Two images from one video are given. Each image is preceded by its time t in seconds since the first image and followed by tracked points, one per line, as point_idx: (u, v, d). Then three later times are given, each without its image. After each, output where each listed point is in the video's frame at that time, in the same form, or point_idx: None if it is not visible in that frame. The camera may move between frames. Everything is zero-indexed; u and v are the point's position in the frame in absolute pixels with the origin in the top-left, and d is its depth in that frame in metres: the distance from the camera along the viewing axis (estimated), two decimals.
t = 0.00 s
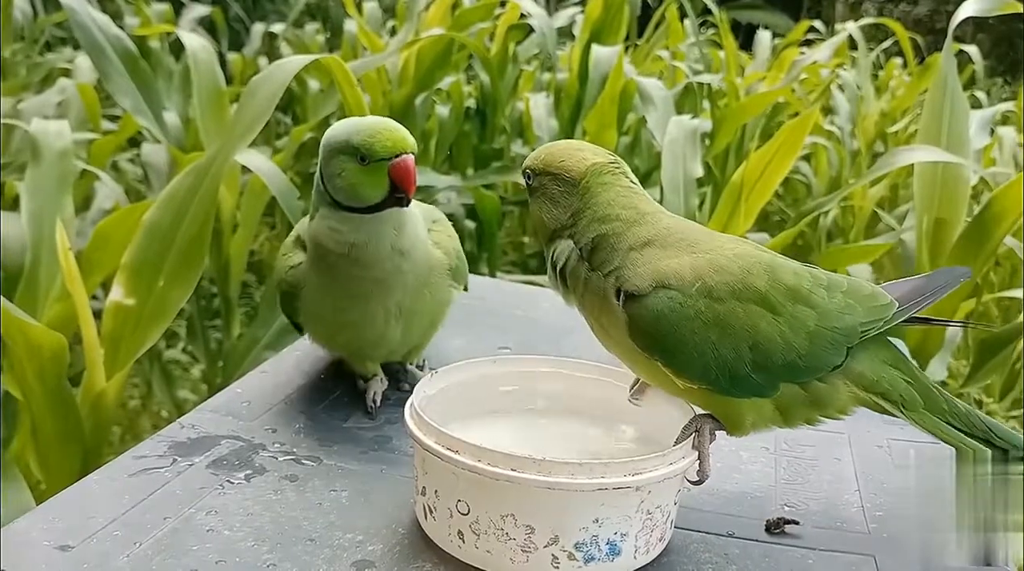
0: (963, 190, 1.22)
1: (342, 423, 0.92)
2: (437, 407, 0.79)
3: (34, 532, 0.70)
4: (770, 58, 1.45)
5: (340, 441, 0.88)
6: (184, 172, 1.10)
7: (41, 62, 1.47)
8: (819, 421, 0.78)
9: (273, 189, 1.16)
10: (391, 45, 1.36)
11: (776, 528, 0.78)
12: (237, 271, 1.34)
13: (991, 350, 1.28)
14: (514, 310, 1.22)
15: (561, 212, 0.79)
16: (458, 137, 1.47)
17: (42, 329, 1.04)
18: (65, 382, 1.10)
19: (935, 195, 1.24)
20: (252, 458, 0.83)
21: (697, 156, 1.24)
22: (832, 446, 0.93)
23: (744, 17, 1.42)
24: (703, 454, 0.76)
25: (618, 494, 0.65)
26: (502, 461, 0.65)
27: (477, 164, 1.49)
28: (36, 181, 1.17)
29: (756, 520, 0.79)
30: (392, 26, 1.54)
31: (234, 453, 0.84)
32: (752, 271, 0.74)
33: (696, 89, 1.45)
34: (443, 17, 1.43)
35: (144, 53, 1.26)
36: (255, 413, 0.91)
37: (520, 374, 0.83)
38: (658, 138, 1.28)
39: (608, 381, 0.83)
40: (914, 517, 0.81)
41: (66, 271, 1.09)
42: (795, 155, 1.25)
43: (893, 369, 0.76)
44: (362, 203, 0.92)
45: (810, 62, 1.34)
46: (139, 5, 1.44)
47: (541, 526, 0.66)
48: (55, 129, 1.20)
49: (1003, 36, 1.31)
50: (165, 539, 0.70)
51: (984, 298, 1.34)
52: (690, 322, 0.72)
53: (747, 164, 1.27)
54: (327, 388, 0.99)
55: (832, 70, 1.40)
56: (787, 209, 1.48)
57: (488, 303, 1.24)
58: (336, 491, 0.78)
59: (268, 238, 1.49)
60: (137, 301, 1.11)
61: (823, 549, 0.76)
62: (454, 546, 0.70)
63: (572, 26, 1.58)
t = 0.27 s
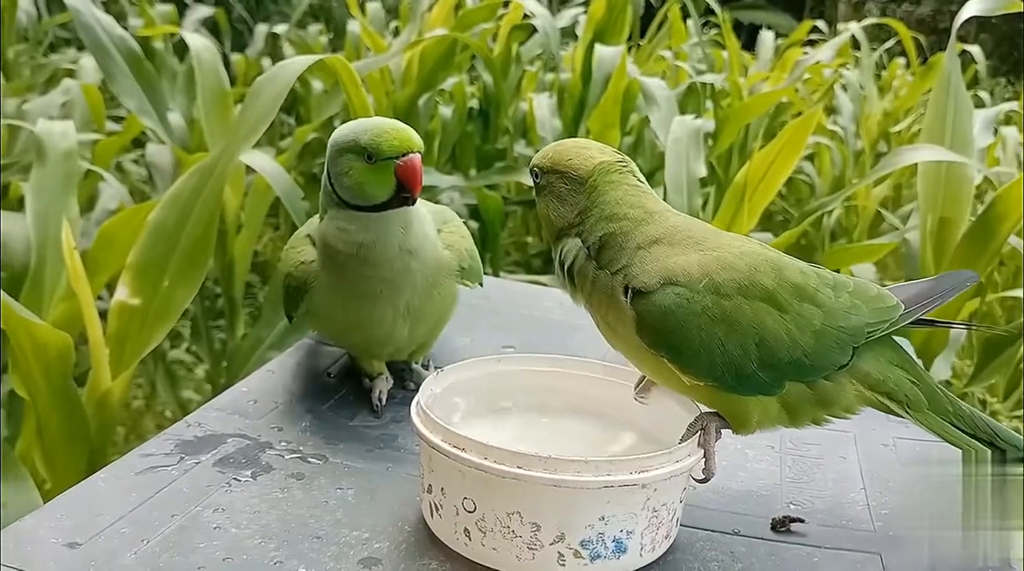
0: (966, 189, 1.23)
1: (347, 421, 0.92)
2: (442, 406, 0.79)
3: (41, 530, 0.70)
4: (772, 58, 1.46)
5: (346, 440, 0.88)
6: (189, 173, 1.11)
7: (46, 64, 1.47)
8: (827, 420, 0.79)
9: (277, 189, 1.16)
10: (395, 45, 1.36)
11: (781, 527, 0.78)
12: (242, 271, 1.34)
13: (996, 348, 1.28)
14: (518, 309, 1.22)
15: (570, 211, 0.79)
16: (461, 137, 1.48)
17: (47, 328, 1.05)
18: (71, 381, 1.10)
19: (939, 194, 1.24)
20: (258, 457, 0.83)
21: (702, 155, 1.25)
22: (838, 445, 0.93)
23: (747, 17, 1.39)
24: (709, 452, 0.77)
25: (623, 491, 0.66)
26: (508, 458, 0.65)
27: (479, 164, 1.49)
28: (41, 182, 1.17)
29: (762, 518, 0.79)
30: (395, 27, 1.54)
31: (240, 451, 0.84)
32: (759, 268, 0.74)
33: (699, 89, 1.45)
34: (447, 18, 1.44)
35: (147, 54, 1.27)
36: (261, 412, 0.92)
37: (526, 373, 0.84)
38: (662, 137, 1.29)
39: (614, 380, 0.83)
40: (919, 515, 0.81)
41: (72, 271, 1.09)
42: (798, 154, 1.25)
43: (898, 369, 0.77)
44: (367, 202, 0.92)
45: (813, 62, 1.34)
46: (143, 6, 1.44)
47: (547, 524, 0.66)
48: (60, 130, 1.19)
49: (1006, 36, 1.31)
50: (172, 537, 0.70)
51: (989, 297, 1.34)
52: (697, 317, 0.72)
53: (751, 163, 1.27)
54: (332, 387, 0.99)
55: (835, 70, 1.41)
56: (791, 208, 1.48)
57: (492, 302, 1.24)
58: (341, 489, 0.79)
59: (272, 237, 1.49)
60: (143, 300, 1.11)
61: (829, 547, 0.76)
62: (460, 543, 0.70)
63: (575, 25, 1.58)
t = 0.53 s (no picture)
0: (970, 188, 1.22)
1: (351, 420, 0.92)
2: (445, 404, 0.79)
3: (44, 528, 0.70)
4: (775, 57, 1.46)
5: (348, 438, 0.88)
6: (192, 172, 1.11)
7: (50, 64, 1.47)
8: (830, 419, 0.79)
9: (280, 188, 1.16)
10: (398, 45, 1.36)
11: (784, 525, 0.78)
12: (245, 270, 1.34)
13: (999, 348, 1.28)
14: (521, 309, 1.22)
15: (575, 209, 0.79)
16: (464, 137, 1.48)
17: (50, 327, 1.05)
18: (74, 381, 1.10)
19: (942, 193, 1.24)
20: (261, 455, 0.83)
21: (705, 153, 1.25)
22: (841, 443, 0.93)
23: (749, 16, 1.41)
24: (712, 450, 0.76)
25: (627, 489, 0.66)
26: (511, 456, 0.65)
27: (482, 164, 1.50)
28: (44, 182, 1.17)
29: (765, 517, 0.79)
30: (398, 27, 1.54)
31: (243, 449, 0.84)
32: (763, 267, 0.74)
33: (702, 88, 1.44)
34: (449, 16, 1.44)
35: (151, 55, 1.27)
36: (264, 411, 0.92)
37: (529, 371, 0.84)
38: (665, 137, 1.29)
39: (617, 378, 0.83)
40: (923, 514, 0.81)
41: (75, 270, 1.09)
42: (801, 154, 1.25)
43: (902, 369, 0.77)
44: (373, 201, 0.92)
45: (815, 62, 1.34)
46: (147, 7, 1.44)
47: (550, 522, 0.66)
48: (64, 130, 1.19)
49: (1010, 35, 1.31)
50: (175, 535, 0.70)
51: (992, 296, 1.34)
52: (700, 316, 0.72)
53: (754, 162, 1.27)
54: (335, 385, 0.99)
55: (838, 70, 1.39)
56: (794, 208, 1.48)
57: (495, 301, 1.24)
58: (345, 487, 0.79)
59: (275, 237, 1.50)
60: (146, 299, 1.12)
61: (832, 546, 0.76)
62: (463, 542, 0.70)
63: (578, 25, 1.58)
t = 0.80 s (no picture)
0: (971, 189, 1.22)
1: (350, 423, 0.92)
2: (445, 407, 0.79)
3: (43, 532, 0.70)
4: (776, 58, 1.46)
5: (347, 442, 0.88)
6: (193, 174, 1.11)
7: (51, 65, 1.47)
8: (831, 424, 0.79)
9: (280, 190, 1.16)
10: (398, 46, 1.36)
11: (785, 528, 0.78)
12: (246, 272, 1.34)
13: (1001, 349, 1.28)
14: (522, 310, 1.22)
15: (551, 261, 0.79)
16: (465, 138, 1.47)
17: (51, 329, 1.05)
18: (75, 383, 1.10)
19: (943, 193, 1.24)
20: (260, 458, 0.83)
21: (705, 154, 1.25)
22: (842, 446, 0.93)
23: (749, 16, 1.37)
24: (712, 452, 0.76)
25: (626, 493, 0.65)
26: (510, 460, 0.65)
27: (483, 165, 1.50)
28: (45, 184, 1.17)
29: (765, 520, 0.79)
30: (399, 27, 1.54)
31: (243, 452, 0.84)
32: (766, 265, 0.75)
33: (703, 89, 1.46)
34: (450, 17, 1.44)
35: (151, 56, 1.27)
36: (264, 413, 0.92)
37: (529, 374, 0.84)
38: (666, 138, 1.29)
39: (617, 381, 0.83)
40: (923, 517, 0.81)
41: (76, 272, 1.10)
42: (802, 155, 1.25)
43: (903, 377, 0.77)
44: (373, 203, 0.92)
45: (817, 62, 1.33)
46: (148, 8, 1.44)
47: (549, 526, 0.66)
48: (65, 131, 1.19)
49: (1011, 35, 1.30)
50: (174, 539, 0.70)
51: (994, 296, 1.34)
52: (702, 312, 0.73)
53: (755, 163, 1.26)
54: (335, 387, 0.99)
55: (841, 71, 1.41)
56: (795, 208, 1.47)
57: (495, 302, 1.24)
58: (344, 490, 0.79)
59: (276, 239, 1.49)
60: (146, 301, 1.12)
61: (833, 549, 0.76)
62: (463, 545, 0.70)
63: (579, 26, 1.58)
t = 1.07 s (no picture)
0: (971, 189, 1.21)
1: (347, 421, 0.92)
2: (440, 405, 0.79)
3: (37, 530, 0.70)
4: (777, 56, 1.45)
5: (343, 440, 0.87)
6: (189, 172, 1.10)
7: (50, 64, 1.47)
8: (833, 410, 0.79)
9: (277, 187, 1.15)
10: (398, 45, 1.35)
11: (782, 526, 0.77)
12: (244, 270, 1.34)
13: (1000, 347, 1.27)
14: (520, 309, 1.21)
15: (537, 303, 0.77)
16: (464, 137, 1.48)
17: (48, 327, 1.05)
18: (72, 382, 1.10)
19: (943, 193, 1.23)
20: (256, 456, 0.83)
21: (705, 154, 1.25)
22: (840, 443, 0.93)
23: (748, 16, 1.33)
24: (709, 449, 0.76)
25: (622, 491, 0.65)
26: (504, 457, 0.65)
27: (483, 164, 1.49)
28: (43, 182, 1.17)
29: (762, 518, 0.79)
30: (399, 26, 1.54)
31: (238, 450, 0.83)
32: (752, 259, 0.74)
33: (703, 87, 1.45)
34: (449, 16, 1.44)
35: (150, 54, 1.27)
36: (260, 411, 0.91)
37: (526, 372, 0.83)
38: (665, 136, 1.29)
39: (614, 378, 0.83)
40: (921, 515, 0.81)
41: (72, 270, 1.09)
42: (801, 153, 1.25)
43: (899, 360, 0.77)
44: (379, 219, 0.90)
45: (816, 60, 1.33)
46: (147, 7, 1.44)
47: (545, 524, 0.66)
48: (63, 129, 1.19)
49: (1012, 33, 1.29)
50: (168, 537, 0.70)
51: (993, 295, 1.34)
52: (695, 317, 0.72)
53: (754, 161, 1.26)
54: (332, 385, 0.99)
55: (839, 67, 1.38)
56: (795, 206, 1.47)
57: (494, 301, 1.23)
58: (340, 489, 0.78)
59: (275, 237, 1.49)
60: (143, 299, 1.11)
61: (829, 547, 0.76)
62: (458, 543, 0.70)
63: (579, 24, 1.57)
